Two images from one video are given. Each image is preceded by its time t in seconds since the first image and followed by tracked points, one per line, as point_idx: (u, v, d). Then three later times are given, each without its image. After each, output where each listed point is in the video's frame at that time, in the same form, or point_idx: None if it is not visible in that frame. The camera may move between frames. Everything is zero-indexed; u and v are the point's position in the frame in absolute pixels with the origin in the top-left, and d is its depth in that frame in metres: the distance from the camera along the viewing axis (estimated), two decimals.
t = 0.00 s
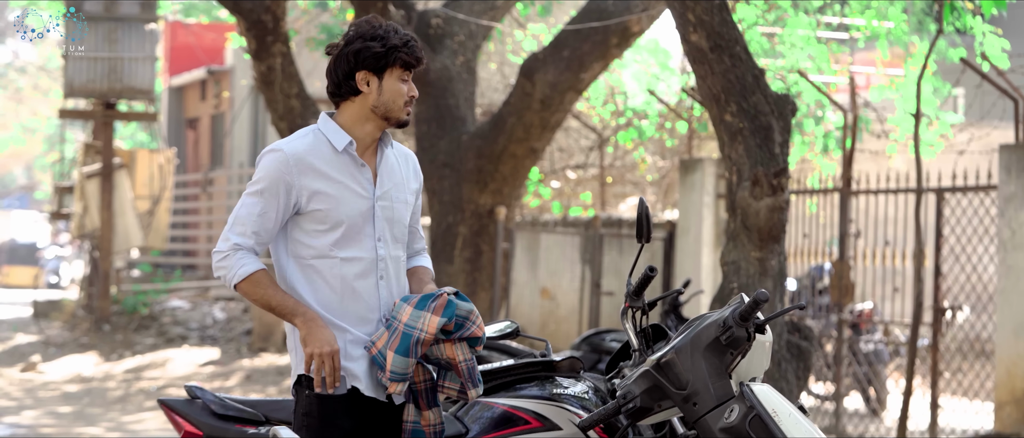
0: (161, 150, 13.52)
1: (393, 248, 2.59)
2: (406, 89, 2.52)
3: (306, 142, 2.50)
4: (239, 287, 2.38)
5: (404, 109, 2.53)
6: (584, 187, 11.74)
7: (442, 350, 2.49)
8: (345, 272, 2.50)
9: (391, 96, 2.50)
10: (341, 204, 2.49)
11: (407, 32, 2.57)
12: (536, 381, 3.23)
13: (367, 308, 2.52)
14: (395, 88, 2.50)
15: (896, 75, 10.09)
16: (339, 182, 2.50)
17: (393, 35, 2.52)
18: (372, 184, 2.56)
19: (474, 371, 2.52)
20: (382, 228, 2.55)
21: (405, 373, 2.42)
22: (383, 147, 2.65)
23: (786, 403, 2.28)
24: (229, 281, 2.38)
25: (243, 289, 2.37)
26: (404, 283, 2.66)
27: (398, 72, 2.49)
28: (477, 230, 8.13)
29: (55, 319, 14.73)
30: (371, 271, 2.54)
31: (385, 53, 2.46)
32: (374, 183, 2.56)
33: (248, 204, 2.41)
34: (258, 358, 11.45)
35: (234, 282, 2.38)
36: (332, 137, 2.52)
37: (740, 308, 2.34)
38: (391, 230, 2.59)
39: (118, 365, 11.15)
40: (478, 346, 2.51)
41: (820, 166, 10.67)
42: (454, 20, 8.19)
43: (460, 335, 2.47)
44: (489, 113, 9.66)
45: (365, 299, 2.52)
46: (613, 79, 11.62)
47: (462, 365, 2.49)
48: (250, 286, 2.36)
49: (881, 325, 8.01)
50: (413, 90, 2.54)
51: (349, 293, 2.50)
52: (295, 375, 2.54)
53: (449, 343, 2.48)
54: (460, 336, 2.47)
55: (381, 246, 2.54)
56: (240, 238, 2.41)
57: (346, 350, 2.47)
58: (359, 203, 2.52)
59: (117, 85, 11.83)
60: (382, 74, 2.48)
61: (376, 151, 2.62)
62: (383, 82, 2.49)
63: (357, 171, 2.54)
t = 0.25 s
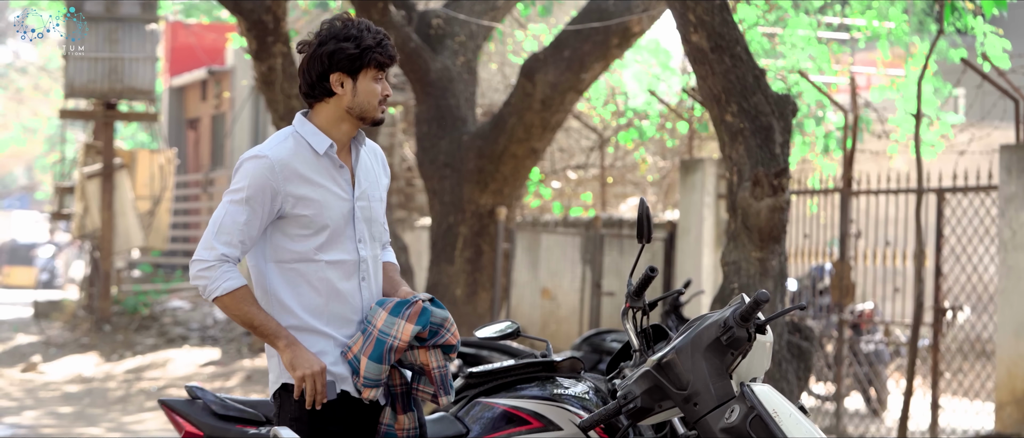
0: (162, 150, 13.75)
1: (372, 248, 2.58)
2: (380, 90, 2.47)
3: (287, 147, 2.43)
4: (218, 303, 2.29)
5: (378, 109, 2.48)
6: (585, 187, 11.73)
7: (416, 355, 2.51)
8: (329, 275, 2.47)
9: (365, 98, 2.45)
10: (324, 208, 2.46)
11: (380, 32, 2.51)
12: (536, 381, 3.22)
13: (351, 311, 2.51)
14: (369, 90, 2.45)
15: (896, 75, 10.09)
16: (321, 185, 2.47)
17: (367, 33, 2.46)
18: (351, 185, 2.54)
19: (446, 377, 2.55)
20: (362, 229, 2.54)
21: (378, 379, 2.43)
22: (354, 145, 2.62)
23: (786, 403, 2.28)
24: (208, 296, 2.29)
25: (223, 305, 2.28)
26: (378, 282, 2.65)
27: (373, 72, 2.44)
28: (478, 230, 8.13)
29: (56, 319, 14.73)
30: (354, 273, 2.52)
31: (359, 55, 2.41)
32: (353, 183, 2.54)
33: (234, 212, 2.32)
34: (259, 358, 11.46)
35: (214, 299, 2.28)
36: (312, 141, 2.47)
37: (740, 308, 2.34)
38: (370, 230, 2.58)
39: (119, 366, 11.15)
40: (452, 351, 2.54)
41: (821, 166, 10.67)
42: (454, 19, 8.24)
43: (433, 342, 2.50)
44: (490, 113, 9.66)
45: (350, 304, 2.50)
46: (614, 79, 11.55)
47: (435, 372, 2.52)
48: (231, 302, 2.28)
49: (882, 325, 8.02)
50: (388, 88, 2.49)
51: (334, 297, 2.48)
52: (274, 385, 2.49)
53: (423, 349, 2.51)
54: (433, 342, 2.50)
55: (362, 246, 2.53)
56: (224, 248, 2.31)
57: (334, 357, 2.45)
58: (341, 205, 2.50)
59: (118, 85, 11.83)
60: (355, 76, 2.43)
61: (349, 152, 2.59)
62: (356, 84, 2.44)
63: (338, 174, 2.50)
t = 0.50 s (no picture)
0: (162, 152, 13.77)
1: (360, 247, 2.65)
2: (351, 117, 2.44)
3: (269, 153, 2.48)
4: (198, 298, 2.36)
5: (345, 134, 2.46)
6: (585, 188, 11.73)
7: (440, 327, 2.56)
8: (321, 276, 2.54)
9: (335, 121, 2.44)
10: (312, 211, 2.52)
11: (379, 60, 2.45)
12: (537, 382, 3.22)
13: (344, 309, 2.57)
14: (340, 114, 2.43)
15: (897, 76, 10.08)
16: (307, 189, 2.52)
17: (356, 61, 2.41)
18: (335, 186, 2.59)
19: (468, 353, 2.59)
20: (351, 228, 2.60)
21: (408, 348, 2.46)
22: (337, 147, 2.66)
23: (787, 404, 2.27)
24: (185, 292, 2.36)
25: (202, 299, 2.36)
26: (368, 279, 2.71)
27: (343, 101, 2.41)
28: (477, 231, 8.13)
29: (56, 320, 14.75)
30: (345, 272, 2.58)
31: (330, 82, 2.38)
32: (338, 184, 2.60)
33: (219, 222, 2.38)
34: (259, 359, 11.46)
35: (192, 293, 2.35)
36: (294, 145, 2.52)
37: (740, 309, 2.34)
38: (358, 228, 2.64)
39: (119, 366, 11.17)
40: (476, 328, 2.59)
41: (820, 167, 10.67)
42: (455, 21, 8.26)
43: (459, 314, 2.54)
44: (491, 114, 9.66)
45: (343, 304, 2.57)
46: (614, 80, 11.54)
47: (459, 345, 2.56)
48: (210, 296, 2.35)
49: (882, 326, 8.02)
50: (361, 119, 2.45)
51: (328, 297, 2.54)
52: (269, 387, 2.52)
53: (448, 321, 2.56)
54: (459, 315, 2.55)
55: (352, 245, 2.60)
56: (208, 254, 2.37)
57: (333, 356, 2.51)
58: (328, 208, 2.56)
59: (118, 86, 11.84)
60: (328, 98, 2.41)
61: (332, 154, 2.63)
62: (327, 105, 2.43)
63: (322, 177, 2.56)
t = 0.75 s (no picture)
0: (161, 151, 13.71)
1: (355, 254, 2.67)
2: (330, 130, 2.45)
3: (264, 159, 2.51)
4: (229, 306, 2.36)
5: (327, 148, 2.48)
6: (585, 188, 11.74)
7: (454, 313, 2.55)
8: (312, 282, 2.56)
9: (317, 132, 2.46)
10: (306, 218, 2.54)
11: (361, 74, 2.42)
12: (537, 382, 3.22)
13: (335, 316, 2.61)
14: (319, 127, 2.45)
15: (896, 76, 10.08)
16: (302, 196, 2.55)
17: (331, 74, 2.39)
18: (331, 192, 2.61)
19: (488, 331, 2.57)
20: (345, 235, 2.62)
21: (426, 340, 2.44)
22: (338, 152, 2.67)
23: (787, 404, 2.27)
24: (217, 303, 2.36)
25: (231, 303, 2.36)
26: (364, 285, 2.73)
27: (320, 115, 2.42)
28: (478, 231, 8.13)
29: (56, 320, 14.75)
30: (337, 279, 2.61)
31: (304, 95, 2.40)
32: (334, 191, 2.62)
33: (219, 231, 2.42)
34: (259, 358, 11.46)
35: (221, 301, 2.36)
36: (289, 152, 2.54)
37: (740, 309, 2.34)
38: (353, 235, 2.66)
39: (119, 366, 11.17)
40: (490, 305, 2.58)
41: (821, 167, 10.68)
42: (455, 21, 8.26)
43: (468, 294, 2.53)
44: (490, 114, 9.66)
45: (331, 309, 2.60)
46: (614, 80, 11.54)
47: (476, 325, 2.55)
48: (232, 296, 2.35)
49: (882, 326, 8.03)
50: (339, 133, 2.45)
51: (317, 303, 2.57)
52: (257, 385, 2.55)
53: (460, 305, 2.55)
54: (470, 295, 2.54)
55: (345, 253, 2.62)
56: (204, 255, 2.43)
57: (323, 356, 2.56)
58: (322, 214, 2.58)
59: (118, 86, 11.84)
60: (308, 109, 2.43)
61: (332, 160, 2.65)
62: (309, 117, 2.45)
63: (317, 183, 2.58)
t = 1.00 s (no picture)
0: (161, 152, 13.69)
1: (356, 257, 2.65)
2: (331, 132, 2.46)
3: (272, 155, 2.51)
4: (258, 301, 2.37)
5: (331, 149, 2.49)
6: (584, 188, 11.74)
7: (406, 305, 2.43)
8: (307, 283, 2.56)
9: (320, 134, 2.48)
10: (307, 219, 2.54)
11: (360, 78, 2.41)
12: (536, 382, 3.22)
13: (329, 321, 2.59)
14: (322, 129, 2.47)
15: (896, 76, 10.08)
16: (305, 195, 2.55)
17: (328, 78, 2.39)
18: (335, 192, 2.61)
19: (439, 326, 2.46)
20: (344, 238, 2.61)
21: (361, 326, 2.39)
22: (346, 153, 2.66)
23: (787, 404, 2.27)
24: (249, 301, 2.37)
25: (261, 299, 2.37)
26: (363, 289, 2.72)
27: (320, 118, 2.44)
28: (477, 231, 8.13)
29: (56, 320, 14.75)
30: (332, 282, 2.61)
31: (304, 98, 2.42)
32: (337, 193, 2.61)
33: (237, 230, 2.42)
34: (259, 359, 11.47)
35: (250, 297, 2.37)
36: (298, 150, 2.54)
37: (740, 309, 2.34)
38: (354, 238, 2.65)
39: (119, 366, 11.17)
40: (444, 299, 2.47)
41: (820, 167, 10.68)
42: (454, 21, 8.27)
43: (422, 286, 2.42)
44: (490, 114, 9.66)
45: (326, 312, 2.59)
46: (614, 80, 11.54)
47: (427, 319, 2.44)
48: (260, 288, 2.35)
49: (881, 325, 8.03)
50: (339, 136, 2.46)
51: (312, 305, 2.57)
52: (248, 383, 2.55)
53: (414, 296, 2.43)
54: (424, 287, 2.43)
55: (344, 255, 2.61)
56: (224, 255, 2.43)
57: (314, 359, 2.55)
58: (322, 216, 2.57)
59: (118, 86, 11.83)
60: (310, 112, 2.45)
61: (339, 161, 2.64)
62: (312, 119, 2.47)
63: (322, 182, 2.58)
